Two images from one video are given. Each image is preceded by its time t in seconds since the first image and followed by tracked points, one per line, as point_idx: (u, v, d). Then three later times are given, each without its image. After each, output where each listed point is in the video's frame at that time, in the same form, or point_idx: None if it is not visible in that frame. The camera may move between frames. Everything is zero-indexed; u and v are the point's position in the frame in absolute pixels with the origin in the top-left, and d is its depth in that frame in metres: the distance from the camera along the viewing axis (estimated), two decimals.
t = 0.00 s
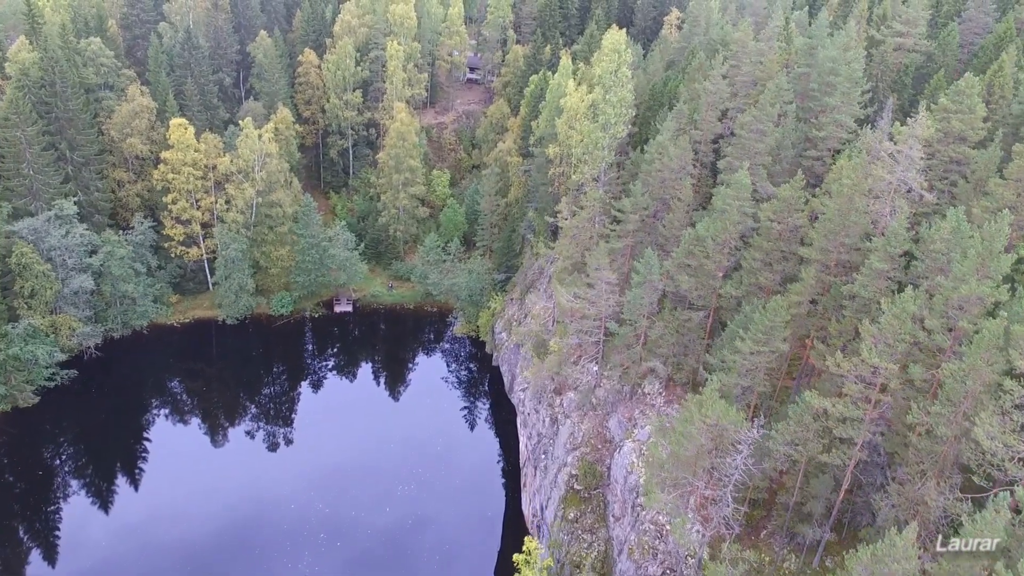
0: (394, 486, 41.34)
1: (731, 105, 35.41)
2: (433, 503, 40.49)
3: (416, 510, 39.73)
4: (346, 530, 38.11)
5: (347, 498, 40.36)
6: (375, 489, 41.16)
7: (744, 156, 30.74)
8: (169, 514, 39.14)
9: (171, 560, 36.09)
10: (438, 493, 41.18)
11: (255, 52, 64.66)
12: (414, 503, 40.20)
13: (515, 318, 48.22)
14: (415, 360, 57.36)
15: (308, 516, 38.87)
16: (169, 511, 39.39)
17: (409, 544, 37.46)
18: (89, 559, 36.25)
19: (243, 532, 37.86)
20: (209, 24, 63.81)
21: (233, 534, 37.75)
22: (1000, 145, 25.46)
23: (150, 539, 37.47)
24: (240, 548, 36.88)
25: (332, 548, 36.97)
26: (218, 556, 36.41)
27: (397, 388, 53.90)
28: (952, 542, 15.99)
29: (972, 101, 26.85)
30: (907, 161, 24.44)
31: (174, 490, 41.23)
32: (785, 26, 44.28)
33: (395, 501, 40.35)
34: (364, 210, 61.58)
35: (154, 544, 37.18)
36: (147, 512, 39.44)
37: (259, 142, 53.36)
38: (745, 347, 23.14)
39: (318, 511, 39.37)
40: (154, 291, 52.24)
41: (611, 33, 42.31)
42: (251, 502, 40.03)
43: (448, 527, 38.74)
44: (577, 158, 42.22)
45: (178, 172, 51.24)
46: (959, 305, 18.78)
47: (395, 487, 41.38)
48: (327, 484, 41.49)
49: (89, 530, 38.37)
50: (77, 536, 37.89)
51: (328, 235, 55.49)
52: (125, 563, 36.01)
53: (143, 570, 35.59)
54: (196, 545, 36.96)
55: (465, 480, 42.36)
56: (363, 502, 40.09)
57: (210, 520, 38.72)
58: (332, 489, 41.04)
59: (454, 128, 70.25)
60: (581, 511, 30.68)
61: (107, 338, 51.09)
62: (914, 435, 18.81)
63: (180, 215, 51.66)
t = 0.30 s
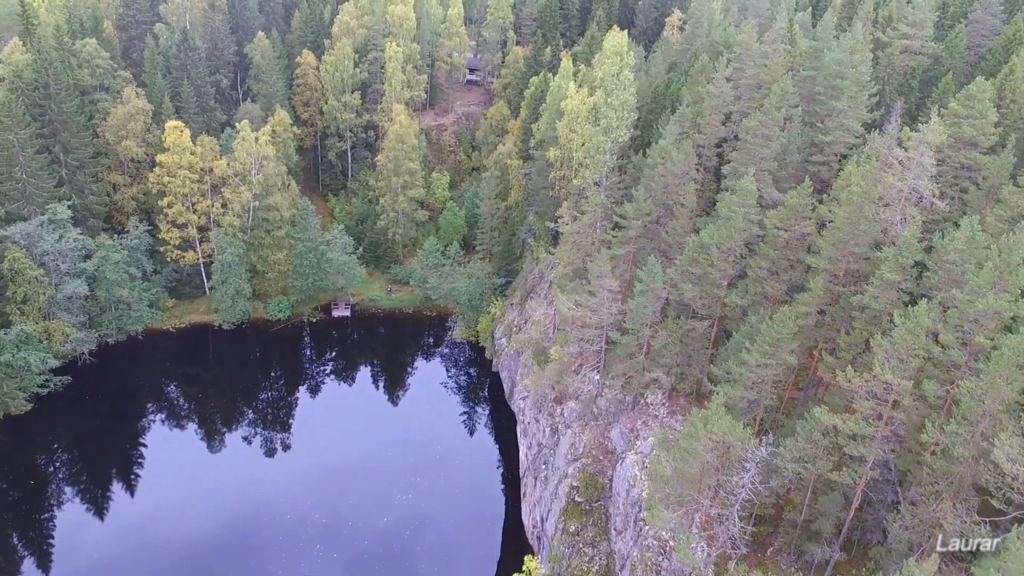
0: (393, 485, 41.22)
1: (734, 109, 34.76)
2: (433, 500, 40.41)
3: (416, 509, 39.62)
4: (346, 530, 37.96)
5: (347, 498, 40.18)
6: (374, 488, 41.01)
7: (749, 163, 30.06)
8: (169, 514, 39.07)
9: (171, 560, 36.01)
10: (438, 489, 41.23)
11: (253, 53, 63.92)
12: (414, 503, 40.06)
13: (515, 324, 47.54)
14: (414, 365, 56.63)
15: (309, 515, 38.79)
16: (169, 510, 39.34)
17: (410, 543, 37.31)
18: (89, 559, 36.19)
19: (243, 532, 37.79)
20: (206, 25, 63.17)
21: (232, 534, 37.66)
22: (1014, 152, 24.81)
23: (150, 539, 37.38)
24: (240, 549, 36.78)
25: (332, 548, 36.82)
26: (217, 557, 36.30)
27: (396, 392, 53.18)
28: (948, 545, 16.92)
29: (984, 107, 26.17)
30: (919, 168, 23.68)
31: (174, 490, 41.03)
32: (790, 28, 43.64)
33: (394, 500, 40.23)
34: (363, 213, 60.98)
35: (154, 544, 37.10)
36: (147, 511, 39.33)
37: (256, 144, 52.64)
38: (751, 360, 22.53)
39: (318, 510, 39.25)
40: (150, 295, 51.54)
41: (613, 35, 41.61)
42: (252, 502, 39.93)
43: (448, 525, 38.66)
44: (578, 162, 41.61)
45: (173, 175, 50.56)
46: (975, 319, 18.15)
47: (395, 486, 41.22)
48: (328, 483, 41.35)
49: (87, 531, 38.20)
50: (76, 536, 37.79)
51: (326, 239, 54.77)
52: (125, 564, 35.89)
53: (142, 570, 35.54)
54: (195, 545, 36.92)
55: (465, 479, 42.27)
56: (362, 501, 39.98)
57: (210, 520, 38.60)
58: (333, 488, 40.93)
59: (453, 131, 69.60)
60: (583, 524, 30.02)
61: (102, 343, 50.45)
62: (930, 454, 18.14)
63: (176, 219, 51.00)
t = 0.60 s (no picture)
0: (392, 487, 40.80)
1: (739, 113, 34.00)
2: (432, 503, 39.97)
3: (416, 512, 39.16)
4: (345, 533, 37.49)
5: (345, 501, 39.71)
6: (373, 490, 40.56)
7: (756, 169, 29.29)
8: (167, 515, 38.71)
9: (168, 561, 35.65)
10: (438, 491, 40.85)
11: (250, 54, 63.11)
12: (413, 505, 39.60)
13: (515, 330, 46.73)
14: (413, 370, 55.94)
15: (308, 516, 38.43)
16: (167, 511, 38.96)
17: (409, 546, 36.85)
18: (85, 561, 35.82)
19: (241, 534, 37.36)
20: (203, 26, 62.39)
21: (230, 536, 37.24)
22: None
23: (147, 541, 36.99)
24: (238, 550, 36.36)
25: (331, 549, 36.46)
26: (215, 557, 35.96)
27: (395, 397, 52.46)
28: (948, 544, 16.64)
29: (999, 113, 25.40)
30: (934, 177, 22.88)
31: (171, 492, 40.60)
32: (795, 29, 42.87)
33: (393, 501, 39.81)
34: (361, 216, 60.03)
35: (151, 545, 36.72)
36: (144, 513, 38.91)
37: (252, 147, 51.77)
38: (760, 377, 21.75)
39: (316, 513, 38.82)
40: (144, 300, 50.69)
41: (615, 36, 40.82)
42: (250, 503, 39.53)
43: (447, 528, 38.23)
44: (578, 166, 40.88)
45: (167, 179, 49.73)
46: (996, 337, 17.36)
47: (395, 488, 40.79)
48: (328, 485, 40.91)
49: (82, 534, 37.76)
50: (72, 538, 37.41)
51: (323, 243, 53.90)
52: (122, 566, 35.49)
53: (139, 572, 35.17)
54: (192, 546, 36.53)
55: (464, 482, 41.84)
56: (362, 503, 39.53)
57: (208, 522, 38.19)
58: (332, 490, 40.50)
59: (453, 133, 68.85)
60: (584, 539, 29.23)
61: (96, 349, 49.67)
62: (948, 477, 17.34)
63: (170, 222, 50.20)
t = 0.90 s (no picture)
0: (392, 489, 40.35)
1: (744, 116, 33.25)
2: (433, 505, 39.56)
3: (416, 514, 38.75)
4: (344, 535, 37.06)
5: (345, 503, 39.26)
6: (373, 492, 40.12)
7: (762, 175, 28.55)
8: (166, 516, 38.26)
9: (167, 563, 35.30)
10: (438, 494, 40.43)
11: (247, 56, 62.39)
12: (413, 507, 39.21)
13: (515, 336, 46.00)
14: (412, 375, 55.37)
15: (308, 518, 38.01)
16: (166, 513, 38.48)
17: (409, 549, 36.50)
18: (83, 563, 35.44)
19: (240, 537, 36.90)
20: (200, 27, 61.69)
21: (230, 538, 36.82)
22: None
23: (145, 543, 36.57)
24: (237, 552, 35.94)
25: (330, 553, 36.01)
26: (214, 560, 35.52)
27: (394, 403, 51.89)
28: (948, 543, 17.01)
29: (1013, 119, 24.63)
30: (948, 186, 22.13)
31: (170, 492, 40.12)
32: (800, 30, 42.14)
33: (393, 503, 39.40)
34: (359, 220, 58.98)
35: (150, 547, 36.32)
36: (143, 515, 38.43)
37: (248, 150, 51.02)
38: (768, 393, 21.00)
39: (316, 515, 38.39)
40: (139, 306, 49.96)
41: (617, 38, 40.11)
42: (250, 505, 39.07)
43: (447, 531, 37.86)
44: (579, 170, 40.19)
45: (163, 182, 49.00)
46: (1016, 354, 16.64)
47: (396, 490, 40.37)
48: (328, 488, 40.42)
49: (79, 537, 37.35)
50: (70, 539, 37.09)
51: (321, 247, 53.11)
52: (120, 568, 35.10)
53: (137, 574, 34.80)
54: (191, 549, 36.12)
55: (464, 484, 41.45)
56: (361, 505, 39.09)
57: (207, 524, 37.75)
58: (332, 493, 40.01)
59: (453, 134, 68.18)
60: (586, 554, 28.58)
61: (91, 355, 48.95)
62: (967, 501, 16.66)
63: (166, 226, 49.50)
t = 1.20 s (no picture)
0: (391, 494, 39.74)
1: (749, 121, 32.40)
2: (432, 510, 38.96)
3: (415, 517, 38.20)
4: (342, 539, 36.50)
5: (343, 507, 38.67)
6: (372, 496, 39.53)
7: (770, 181, 27.69)
8: (163, 519, 37.72)
9: (164, 565, 34.83)
10: (438, 498, 39.81)
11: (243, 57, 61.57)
12: (413, 510, 38.63)
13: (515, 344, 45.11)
14: (411, 380, 54.56)
15: (305, 522, 37.41)
16: (163, 516, 37.94)
17: (408, 551, 35.99)
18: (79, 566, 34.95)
19: (238, 540, 36.35)
20: (195, 28, 60.86)
21: (227, 541, 36.29)
22: None
23: (142, 547, 36.03)
24: (234, 556, 35.40)
25: (329, 556, 35.48)
26: (211, 564, 34.95)
27: (392, 409, 51.09)
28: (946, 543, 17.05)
29: None
30: (966, 195, 21.26)
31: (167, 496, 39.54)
32: (805, 32, 41.33)
33: (391, 507, 38.84)
34: (357, 224, 58.20)
35: (146, 551, 35.77)
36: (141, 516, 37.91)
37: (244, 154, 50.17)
38: (778, 410, 20.17)
39: (314, 518, 37.81)
40: (133, 311, 49.14)
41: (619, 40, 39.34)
42: (248, 508, 38.48)
43: (446, 534, 37.31)
44: (580, 174, 39.36)
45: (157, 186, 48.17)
46: None
47: (395, 494, 39.74)
48: (326, 492, 39.80)
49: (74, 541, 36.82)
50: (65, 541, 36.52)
51: (318, 251, 52.23)
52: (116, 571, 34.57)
53: None
54: (188, 552, 35.57)
55: (464, 487, 40.89)
56: (360, 509, 38.50)
57: (205, 528, 37.20)
58: (330, 498, 39.39)
59: (452, 137, 67.36)
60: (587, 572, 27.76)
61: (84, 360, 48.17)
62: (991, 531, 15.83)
63: (160, 231, 48.69)
